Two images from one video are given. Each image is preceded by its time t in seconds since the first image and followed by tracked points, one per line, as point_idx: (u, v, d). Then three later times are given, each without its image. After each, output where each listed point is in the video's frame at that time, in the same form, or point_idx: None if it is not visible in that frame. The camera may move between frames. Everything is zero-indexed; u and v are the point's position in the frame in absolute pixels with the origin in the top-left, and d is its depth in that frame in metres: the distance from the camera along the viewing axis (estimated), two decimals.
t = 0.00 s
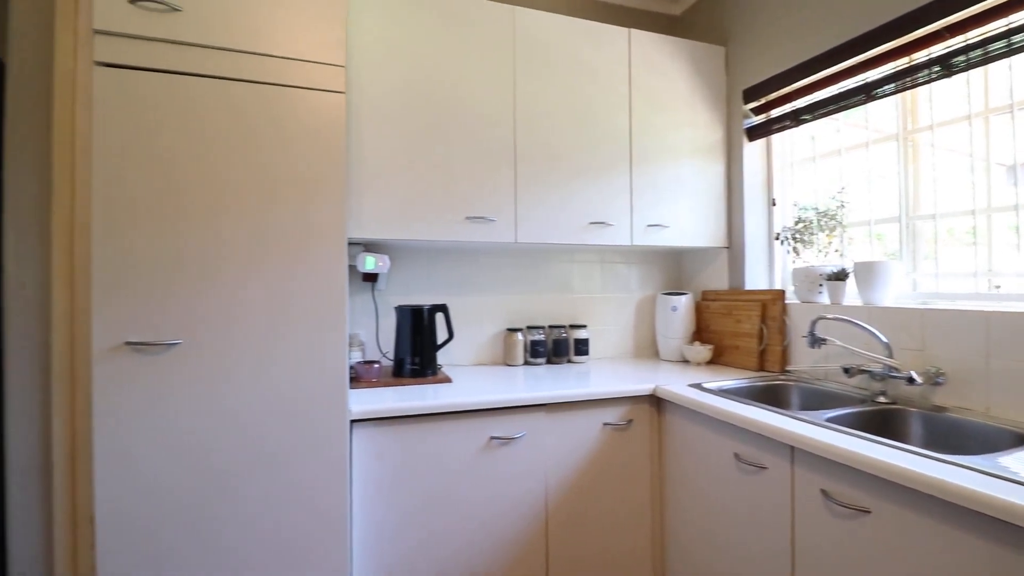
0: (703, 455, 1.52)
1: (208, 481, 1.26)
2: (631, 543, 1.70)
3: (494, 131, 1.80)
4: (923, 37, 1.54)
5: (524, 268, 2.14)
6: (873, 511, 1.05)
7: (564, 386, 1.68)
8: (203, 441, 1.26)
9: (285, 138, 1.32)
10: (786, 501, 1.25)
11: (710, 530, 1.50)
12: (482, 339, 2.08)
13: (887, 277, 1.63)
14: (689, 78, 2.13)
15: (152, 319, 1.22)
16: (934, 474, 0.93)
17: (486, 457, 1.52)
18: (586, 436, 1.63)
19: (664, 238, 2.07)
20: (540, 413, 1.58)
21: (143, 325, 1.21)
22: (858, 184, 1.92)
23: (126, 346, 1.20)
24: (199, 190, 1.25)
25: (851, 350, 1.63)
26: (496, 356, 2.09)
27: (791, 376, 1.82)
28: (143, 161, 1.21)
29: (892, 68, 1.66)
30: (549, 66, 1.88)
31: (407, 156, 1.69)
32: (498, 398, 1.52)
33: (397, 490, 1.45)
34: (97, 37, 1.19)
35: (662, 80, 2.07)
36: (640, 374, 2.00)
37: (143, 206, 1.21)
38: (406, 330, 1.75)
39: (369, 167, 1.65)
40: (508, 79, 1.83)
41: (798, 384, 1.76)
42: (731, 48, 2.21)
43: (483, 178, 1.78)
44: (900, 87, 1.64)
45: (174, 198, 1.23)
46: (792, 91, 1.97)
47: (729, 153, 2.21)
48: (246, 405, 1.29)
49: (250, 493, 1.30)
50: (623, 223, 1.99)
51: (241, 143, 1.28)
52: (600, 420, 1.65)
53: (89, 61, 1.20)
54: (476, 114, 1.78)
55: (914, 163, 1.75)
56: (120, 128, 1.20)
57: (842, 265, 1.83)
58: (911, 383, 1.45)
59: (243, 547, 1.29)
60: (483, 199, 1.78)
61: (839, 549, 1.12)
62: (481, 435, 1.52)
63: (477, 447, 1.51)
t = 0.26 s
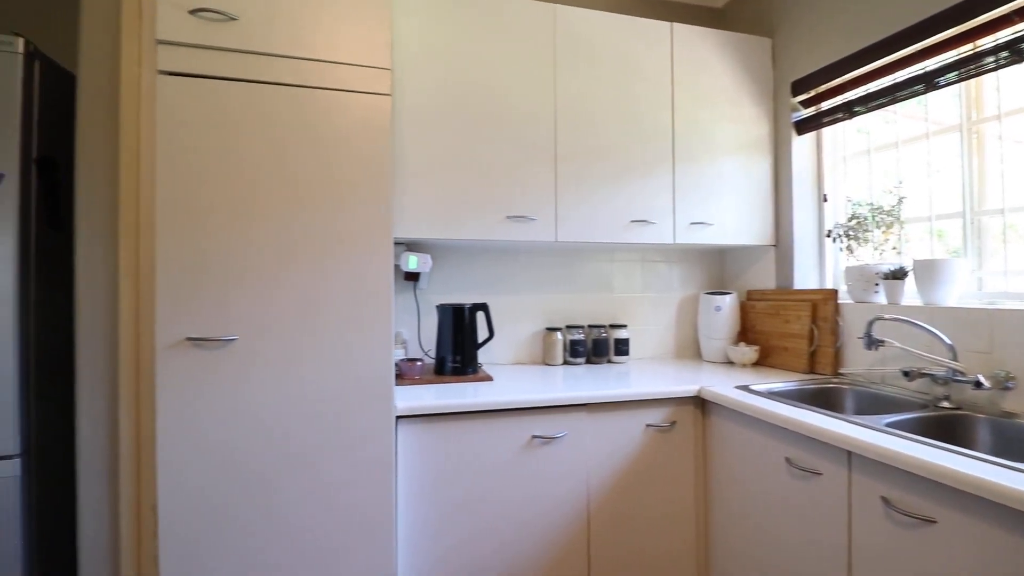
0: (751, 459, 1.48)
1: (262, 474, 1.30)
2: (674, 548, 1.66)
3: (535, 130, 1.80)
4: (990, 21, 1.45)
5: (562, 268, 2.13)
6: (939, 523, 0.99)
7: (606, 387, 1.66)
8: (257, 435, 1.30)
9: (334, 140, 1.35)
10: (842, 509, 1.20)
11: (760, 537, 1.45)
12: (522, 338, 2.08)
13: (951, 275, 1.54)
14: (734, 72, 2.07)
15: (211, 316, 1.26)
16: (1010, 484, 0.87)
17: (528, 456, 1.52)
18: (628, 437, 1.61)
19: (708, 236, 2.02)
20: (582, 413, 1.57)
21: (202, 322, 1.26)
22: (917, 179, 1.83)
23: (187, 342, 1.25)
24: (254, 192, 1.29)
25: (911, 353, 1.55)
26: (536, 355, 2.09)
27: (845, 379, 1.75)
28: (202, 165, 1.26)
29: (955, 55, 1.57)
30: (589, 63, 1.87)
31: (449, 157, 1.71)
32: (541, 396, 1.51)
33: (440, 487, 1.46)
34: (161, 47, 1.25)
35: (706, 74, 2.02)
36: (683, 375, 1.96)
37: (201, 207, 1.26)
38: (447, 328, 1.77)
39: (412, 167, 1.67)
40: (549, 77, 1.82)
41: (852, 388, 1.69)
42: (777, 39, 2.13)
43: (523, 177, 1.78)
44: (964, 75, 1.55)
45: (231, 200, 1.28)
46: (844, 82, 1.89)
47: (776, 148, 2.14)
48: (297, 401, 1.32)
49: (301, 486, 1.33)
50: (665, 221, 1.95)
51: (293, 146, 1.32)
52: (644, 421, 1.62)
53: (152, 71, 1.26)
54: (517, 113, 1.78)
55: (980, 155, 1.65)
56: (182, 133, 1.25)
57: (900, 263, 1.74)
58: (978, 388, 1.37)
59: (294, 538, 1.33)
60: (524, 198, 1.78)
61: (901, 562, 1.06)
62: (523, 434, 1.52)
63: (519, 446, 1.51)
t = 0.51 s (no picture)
0: (805, 465, 1.43)
1: (314, 469, 1.33)
2: (721, 554, 1.62)
3: (577, 128, 1.78)
4: None
5: (603, 267, 2.10)
6: (1016, 537, 0.94)
7: (651, 388, 1.63)
8: (310, 431, 1.32)
9: (383, 142, 1.37)
10: (906, 520, 1.14)
11: (816, 546, 1.39)
12: (562, 338, 2.06)
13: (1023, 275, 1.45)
14: (783, 65, 2.00)
15: (267, 314, 1.30)
16: None
17: (572, 457, 1.51)
18: (674, 440, 1.58)
19: (756, 234, 1.96)
20: (626, 415, 1.55)
21: (259, 319, 1.30)
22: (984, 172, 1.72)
23: (245, 339, 1.29)
24: (306, 194, 1.33)
25: (979, 356, 1.47)
26: (576, 355, 2.07)
27: (904, 384, 1.67)
28: (260, 168, 1.31)
29: None
30: (632, 59, 1.84)
31: (491, 157, 1.71)
32: (585, 397, 1.50)
33: (485, 486, 1.47)
34: (220, 55, 1.30)
35: (753, 67, 1.96)
36: (728, 377, 1.91)
37: (256, 209, 1.30)
38: (489, 328, 1.77)
39: (455, 168, 1.69)
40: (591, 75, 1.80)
41: (913, 393, 1.60)
42: (829, 29, 2.05)
43: (565, 176, 1.77)
44: None
45: (286, 201, 1.32)
46: (902, 72, 1.79)
47: (828, 142, 2.05)
48: (348, 397, 1.34)
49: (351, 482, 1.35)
50: (710, 219, 1.91)
51: (344, 149, 1.35)
52: (690, 424, 1.59)
53: (212, 78, 1.31)
54: (559, 112, 1.77)
55: None
56: (240, 137, 1.30)
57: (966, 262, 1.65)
58: None
59: (344, 533, 1.35)
60: (567, 197, 1.78)
61: None
62: (567, 434, 1.51)
63: (562, 446, 1.51)
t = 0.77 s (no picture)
0: (861, 471, 1.37)
1: (362, 463, 1.36)
2: (770, 561, 1.58)
3: (619, 126, 1.77)
4: None
5: (644, 266, 2.08)
6: None
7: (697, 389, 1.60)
8: (358, 426, 1.36)
9: (429, 143, 1.40)
10: (976, 531, 1.08)
11: (874, 557, 1.34)
12: (602, 338, 2.05)
13: None
14: (833, 56, 1.93)
15: (319, 311, 1.34)
16: None
17: (616, 457, 1.50)
18: (721, 442, 1.54)
19: (805, 232, 1.90)
20: (672, 416, 1.52)
21: (310, 317, 1.34)
22: None
23: (297, 336, 1.33)
24: (356, 195, 1.36)
25: None
26: (617, 355, 2.05)
27: (968, 388, 1.58)
28: (312, 170, 1.35)
29: None
30: (676, 55, 1.81)
31: (534, 157, 1.72)
32: (629, 397, 1.49)
33: (528, 484, 1.47)
34: (274, 62, 1.35)
35: (802, 59, 1.90)
36: (776, 378, 1.86)
37: (309, 210, 1.35)
38: (530, 326, 1.77)
39: (497, 168, 1.69)
40: (633, 72, 1.78)
41: (978, 398, 1.52)
42: (884, 17, 1.96)
43: (607, 174, 1.76)
44: None
45: (337, 202, 1.35)
46: (965, 60, 1.70)
47: (883, 135, 1.97)
48: (395, 394, 1.37)
49: (398, 477, 1.37)
50: (758, 216, 1.86)
51: (392, 150, 1.38)
52: (738, 427, 1.55)
53: (267, 84, 1.36)
54: (601, 110, 1.75)
55: None
56: (293, 141, 1.34)
57: None
58: None
59: (391, 527, 1.38)
60: (609, 196, 1.76)
61: None
62: (610, 434, 1.50)
63: (606, 446, 1.49)
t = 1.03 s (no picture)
0: (921, 478, 1.31)
1: (406, 459, 1.38)
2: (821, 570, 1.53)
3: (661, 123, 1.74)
4: None
5: (685, 266, 2.04)
6: None
7: (743, 391, 1.56)
8: (403, 423, 1.38)
9: (472, 142, 1.41)
10: None
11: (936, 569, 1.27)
12: (642, 338, 2.02)
13: None
14: (886, 45, 1.85)
15: (365, 309, 1.37)
16: None
17: (659, 459, 1.47)
18: (769, 446, 1.50)
19: (857, 229, 1.83)
20: (717, 418, 1.49)
21: (357, 314, 1.37)
22: None
23: (344, 333, 1.36)
24: (401, 195, 1.39)
25: None
26: (657, 356, 2.02)
27: None
28: (358, 171, 1.38)
29: None
30: (719, 49, 1.77)
31: (574, 155, 1.71)
32: (673, 398, 1.46)
33: (570, 484, 1.46)
34: (322, 66, 1.38)
35: (853, 50, 1.83)
36: (825, 381, 1.79)
37: (355, 210, 1.38)
38: (570, 326, 1.76)
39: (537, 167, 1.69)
40: (675, 68, 1.75)
41: None
42: (941, 2, 1.86)
43: (649, 172, 1.73)
44: None
45: (382, 202, 1.38)
46: None
47: (941, 127, 1.87)
48: (438, 391, 1.38)
49: (442, 474, 1.39)
50: (806, 213, 1.80)
51: (435, 150, 1.40)
52: (787, 430, 1.50)
53: (316, 89, 1.40)
54: (642, 107, 1.73)
55: None
56: (341, 143, 1.38)
57: None
58: None
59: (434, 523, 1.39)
60: (651, 193, 1.74)
61: None
62: (654, 436, 1.47)
63: (649, 447, 1.47)
